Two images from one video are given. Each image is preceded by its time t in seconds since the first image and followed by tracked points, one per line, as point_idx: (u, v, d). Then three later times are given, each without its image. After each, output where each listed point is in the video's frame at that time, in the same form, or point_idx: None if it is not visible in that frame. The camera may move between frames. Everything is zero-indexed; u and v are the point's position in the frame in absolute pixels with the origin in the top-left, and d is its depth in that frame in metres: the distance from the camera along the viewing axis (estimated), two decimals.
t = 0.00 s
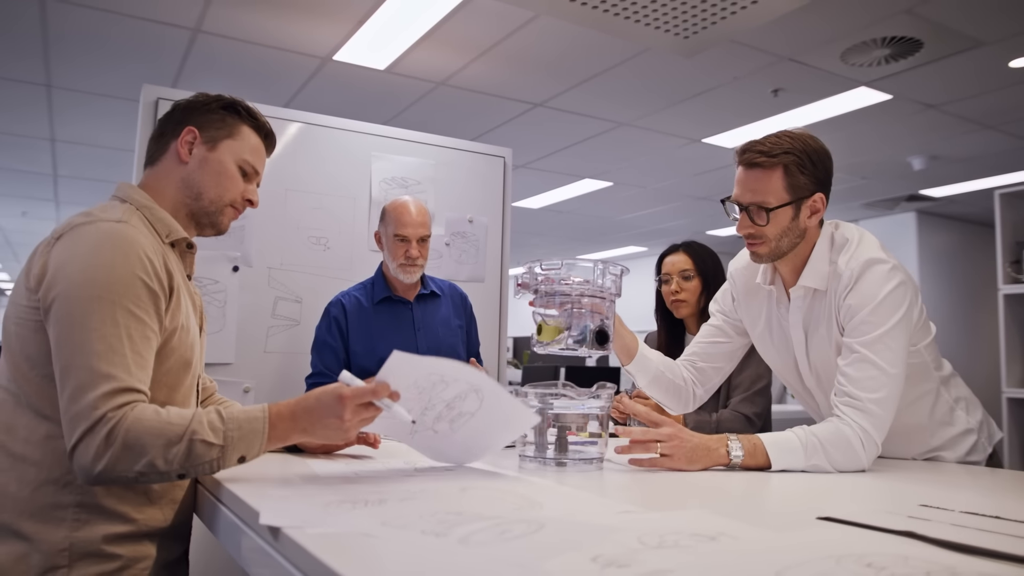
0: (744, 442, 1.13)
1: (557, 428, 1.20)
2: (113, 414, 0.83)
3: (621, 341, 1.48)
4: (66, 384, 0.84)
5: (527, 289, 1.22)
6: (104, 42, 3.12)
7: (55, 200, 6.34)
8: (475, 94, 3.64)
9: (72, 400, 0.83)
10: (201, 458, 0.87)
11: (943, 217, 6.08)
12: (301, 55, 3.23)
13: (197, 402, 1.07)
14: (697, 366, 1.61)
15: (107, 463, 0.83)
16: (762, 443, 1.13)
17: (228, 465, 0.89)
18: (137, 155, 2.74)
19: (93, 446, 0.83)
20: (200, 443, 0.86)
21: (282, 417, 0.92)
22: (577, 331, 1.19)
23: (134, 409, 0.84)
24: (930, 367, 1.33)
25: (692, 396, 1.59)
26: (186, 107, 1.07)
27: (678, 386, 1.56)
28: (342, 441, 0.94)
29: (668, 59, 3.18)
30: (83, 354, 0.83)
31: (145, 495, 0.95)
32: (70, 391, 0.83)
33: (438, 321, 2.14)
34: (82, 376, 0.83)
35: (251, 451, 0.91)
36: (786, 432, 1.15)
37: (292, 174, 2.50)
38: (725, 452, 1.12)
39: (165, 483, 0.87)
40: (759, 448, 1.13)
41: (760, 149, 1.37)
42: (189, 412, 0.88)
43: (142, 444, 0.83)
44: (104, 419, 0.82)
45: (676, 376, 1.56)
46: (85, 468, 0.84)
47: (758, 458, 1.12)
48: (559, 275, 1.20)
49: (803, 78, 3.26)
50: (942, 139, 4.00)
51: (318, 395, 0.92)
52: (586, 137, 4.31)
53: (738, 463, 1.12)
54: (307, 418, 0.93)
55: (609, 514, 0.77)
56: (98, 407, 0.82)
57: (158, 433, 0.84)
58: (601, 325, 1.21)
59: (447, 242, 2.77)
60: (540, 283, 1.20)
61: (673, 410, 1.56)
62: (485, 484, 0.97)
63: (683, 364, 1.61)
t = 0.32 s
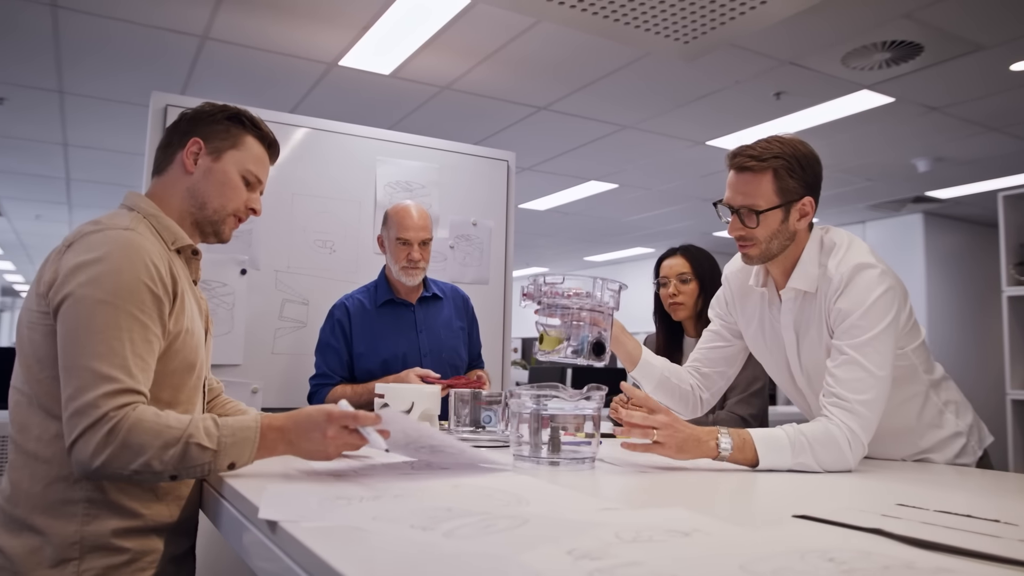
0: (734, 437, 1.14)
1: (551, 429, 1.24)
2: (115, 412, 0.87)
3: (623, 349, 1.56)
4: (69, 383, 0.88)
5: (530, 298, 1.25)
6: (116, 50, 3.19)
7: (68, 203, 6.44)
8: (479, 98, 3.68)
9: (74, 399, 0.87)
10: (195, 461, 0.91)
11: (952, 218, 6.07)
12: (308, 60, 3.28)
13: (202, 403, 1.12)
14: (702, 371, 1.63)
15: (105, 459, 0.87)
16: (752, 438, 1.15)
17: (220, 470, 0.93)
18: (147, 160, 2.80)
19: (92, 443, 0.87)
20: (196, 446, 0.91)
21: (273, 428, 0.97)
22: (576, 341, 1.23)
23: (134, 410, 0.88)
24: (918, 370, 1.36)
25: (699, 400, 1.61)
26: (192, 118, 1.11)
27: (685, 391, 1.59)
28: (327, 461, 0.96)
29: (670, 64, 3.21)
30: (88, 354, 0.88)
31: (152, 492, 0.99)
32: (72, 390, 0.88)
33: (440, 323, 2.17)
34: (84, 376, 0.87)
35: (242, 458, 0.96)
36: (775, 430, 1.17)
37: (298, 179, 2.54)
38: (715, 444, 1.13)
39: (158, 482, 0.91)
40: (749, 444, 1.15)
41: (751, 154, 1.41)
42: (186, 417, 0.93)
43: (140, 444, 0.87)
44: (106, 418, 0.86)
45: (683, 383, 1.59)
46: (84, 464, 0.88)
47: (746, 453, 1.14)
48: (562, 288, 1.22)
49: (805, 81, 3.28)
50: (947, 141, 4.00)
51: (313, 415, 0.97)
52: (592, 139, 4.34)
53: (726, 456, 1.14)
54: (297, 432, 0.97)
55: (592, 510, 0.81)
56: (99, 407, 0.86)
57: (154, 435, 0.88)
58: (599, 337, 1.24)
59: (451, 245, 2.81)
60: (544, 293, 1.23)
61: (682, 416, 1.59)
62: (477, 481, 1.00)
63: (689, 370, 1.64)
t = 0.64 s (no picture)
0: (717, 425, 1.19)
1: (545, 428, 1.26)
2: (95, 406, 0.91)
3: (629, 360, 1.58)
4: (54, 377, 0.92)
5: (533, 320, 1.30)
6: (124, 56, 3.24)
7: (80, 205, 6.53)
8: (483, 101, 3.71)
9: (56, 391, 0.91)
10: (163, 459, 0.93)
11: (959, 218, 6.05)
12: (313, 66, 3.33)
13: (205, 404, 1.16)
14: (706, 375, 1.66)
15: (78, 450, 0.91)
16: (735, 427, 1.19)
17: (186, 470, 0.95)
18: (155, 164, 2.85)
19: (66, 434, 0.90)
20: (164, 444, 0.93)
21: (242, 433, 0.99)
22: (578, 363, 1.26)
23: (111, 406, 0.91)
24: (904, 373, 1.39)
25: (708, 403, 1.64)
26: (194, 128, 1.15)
27: (692, 395, 1.61)
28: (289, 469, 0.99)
29: (671, 67, 3.23)
30: (76, 351, 0.91)
31: (159, 488, 1.04)
32: (55, 383, 0.91)
33: (441, 324, 2.21)
34: (65, 371, 0.91)
35: (210, 460, 0.97)
36: (761, 424, 1.20)
37: (304, 183, 2.59)
38: (698, 431, 1.19)
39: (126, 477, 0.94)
40: (732, 434, 1.19)
41: (739, 157, 1.43)
42: (163, 418, 0.95)
43: (111, 438, 0.90)
44: (83, 411, 0.90)
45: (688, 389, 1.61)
46: (57, 454, 0.91)
47: (730, 443, 1.18)
48: (562, 310, 1.27)
49: (807, 84, 3.30)
50: (951, 142, 4.01)
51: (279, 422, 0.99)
52: (596, 141, 4.36)
53: (708, 443, 1.18)
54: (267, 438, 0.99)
55: (578, 507, 0.84)
56: (76, 400, 0.90)
57: (126, 431, 0.91)
58: (601, 358, 1.27)
59: (455, 246, 2.84)
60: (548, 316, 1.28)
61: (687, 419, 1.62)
62: (470, 480, 1.04)
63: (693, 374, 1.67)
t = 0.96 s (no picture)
0: (695, 422, 1.24)
1: (540, 424, 1.24)
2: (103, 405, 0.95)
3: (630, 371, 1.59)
4: (63, 379, 0.96)
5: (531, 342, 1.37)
6: (130, 62, 3.29)
7: (89, 207, 6.60)
8: (486, 103, 3.74)
9: (66, 391, 0.95)
10: (170, 453, 0.97)
11: (965, 216, 6.06)
12: (318, 70, 3.37)
13: (207, 402, 1.19)
14: (707, 377, 1.68)
15: (88, 447, 0.94)
16: (713, 424, 1.23)
17: (195, 466, 0.99)
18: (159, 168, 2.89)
19: (78, 431, 0.94)
20: (173, 438, 0.97)
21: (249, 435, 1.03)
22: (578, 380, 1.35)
23: (121, 404, 0.95)
24: (891, 373, 1.41)
25: (710, 405, 1.65)
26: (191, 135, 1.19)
27: (694, 399, 1.63)
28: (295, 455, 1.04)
29: (673, 69, 3.26)
30: (82, 353, 0.95)
31: (162, 483, 1.07)
32: (65, 384, 0.95)
33: (442, 324, 2.24)
34: (74, 372, 0.95)
35: (217, 457, 1.00)
36: (740, 421, 1.23)
37: (308, 186, 2.62)
38: (675, 427, 1.24)
39: (137, 473, 0.97)
40: (709, 430, 1.23)
41: (726, 161, 1.46)
42: (170, 415, 0.99)
43: (122, 435, 0.94)
44: (93, 409, 0.94)
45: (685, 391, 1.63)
46: (69, 451, 0.95)
47: (707, 438, 1.22)
48: (562, 330, 1.36)
49: (808, 86, 3.43)
50: (951, 141, 4.10)
51: (287, 422, 1.05)
52: (599, 142, 4.39)
53: (686, 439, 1.24)
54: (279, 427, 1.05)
55: (566, 502, 0.86)
56: (86, 399, 0.94)
57: (135, 426, 0.94)
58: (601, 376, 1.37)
59: (459, 247, 2.88)
60: (548, 336, 1.36)
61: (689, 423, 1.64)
62: (465, 476, 1.07)
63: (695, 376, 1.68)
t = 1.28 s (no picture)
0: (686, 420, 1.26)
1: (539, 422, 1.24)
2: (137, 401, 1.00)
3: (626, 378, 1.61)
4: (92, 379, 1.00)
5: (524, 353, 1.38)
6: (137, 64, 3.33)
7: (97, 207, 6.67)
8: (489, 104, 3.77)
9: (98, 392, 0.99)
10: (209, 445, 1.03)
11: (968, 215, 6.07)
12: (321, 71, 3.40)
13: (209, 399, 1.23)
14: (704, 377, 1.69)
15: (130, 443, 0.98)
16: (704, 422, 1.25)
17: (231, 459, 1.05)
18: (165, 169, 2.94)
19: (120, 428, 0.98)
20: (212, 431, 1.03)
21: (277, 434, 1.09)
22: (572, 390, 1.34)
23: (158, 400, 1.01)
24: (880, 371, 1.44)
25: (707, 405, 1.68)
26: (184, 139, 1.22)
27: (690, 401, 1.65)
28: (321, 459, 1.09)
29: (672, 69, 3.29)
30: (106, 354, 1.00)
31: (164, 479, 1.11)
32: (96, 385, 0.99)
33: (442, 323, 2.28)
34: (105, 372, 0.99)
35: (250, 450, 1.07)
36: (729, 419, 1.26)
37: (312, 187, 2.66)
38: (667, 425, 1.26)
39: (176, 467, 1.02)
40: (701, 428, 1.25)
41: (714, 163, 1.49)
42: (204, 412, 1.05)
43: (163, 430, 1.00)
44: (132, 405, 0.98)
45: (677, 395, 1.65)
46: (111, 448, 0.99)
47: (698, 435, 1.24)
48: (551, 341, 1.34)
49: (807, 86, 3.45)
50: (951, 139, 4.11)
51: (319, 434, 1.12)
52: (601, 142, 4.42)
53: (678, 437, 1.25)
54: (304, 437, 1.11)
55: (553, 495, 0.90)
56: (124, 397, 0.99)
57: (175, 421, 1.01)
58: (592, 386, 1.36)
59: (461, 247, 2.91)
60: (539, 349, 1.35)
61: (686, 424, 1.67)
62: (458, 471, 1.10)
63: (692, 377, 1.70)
